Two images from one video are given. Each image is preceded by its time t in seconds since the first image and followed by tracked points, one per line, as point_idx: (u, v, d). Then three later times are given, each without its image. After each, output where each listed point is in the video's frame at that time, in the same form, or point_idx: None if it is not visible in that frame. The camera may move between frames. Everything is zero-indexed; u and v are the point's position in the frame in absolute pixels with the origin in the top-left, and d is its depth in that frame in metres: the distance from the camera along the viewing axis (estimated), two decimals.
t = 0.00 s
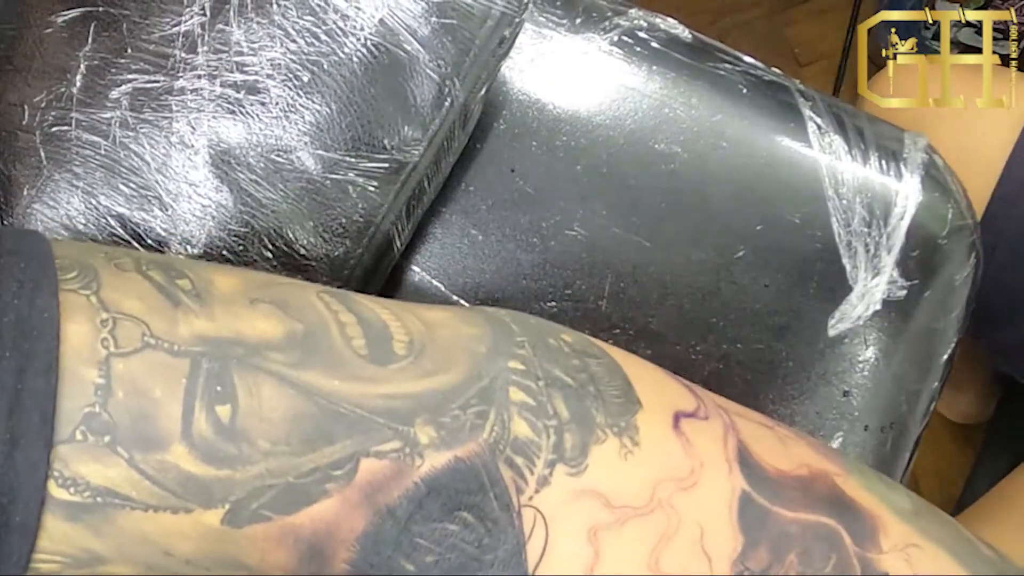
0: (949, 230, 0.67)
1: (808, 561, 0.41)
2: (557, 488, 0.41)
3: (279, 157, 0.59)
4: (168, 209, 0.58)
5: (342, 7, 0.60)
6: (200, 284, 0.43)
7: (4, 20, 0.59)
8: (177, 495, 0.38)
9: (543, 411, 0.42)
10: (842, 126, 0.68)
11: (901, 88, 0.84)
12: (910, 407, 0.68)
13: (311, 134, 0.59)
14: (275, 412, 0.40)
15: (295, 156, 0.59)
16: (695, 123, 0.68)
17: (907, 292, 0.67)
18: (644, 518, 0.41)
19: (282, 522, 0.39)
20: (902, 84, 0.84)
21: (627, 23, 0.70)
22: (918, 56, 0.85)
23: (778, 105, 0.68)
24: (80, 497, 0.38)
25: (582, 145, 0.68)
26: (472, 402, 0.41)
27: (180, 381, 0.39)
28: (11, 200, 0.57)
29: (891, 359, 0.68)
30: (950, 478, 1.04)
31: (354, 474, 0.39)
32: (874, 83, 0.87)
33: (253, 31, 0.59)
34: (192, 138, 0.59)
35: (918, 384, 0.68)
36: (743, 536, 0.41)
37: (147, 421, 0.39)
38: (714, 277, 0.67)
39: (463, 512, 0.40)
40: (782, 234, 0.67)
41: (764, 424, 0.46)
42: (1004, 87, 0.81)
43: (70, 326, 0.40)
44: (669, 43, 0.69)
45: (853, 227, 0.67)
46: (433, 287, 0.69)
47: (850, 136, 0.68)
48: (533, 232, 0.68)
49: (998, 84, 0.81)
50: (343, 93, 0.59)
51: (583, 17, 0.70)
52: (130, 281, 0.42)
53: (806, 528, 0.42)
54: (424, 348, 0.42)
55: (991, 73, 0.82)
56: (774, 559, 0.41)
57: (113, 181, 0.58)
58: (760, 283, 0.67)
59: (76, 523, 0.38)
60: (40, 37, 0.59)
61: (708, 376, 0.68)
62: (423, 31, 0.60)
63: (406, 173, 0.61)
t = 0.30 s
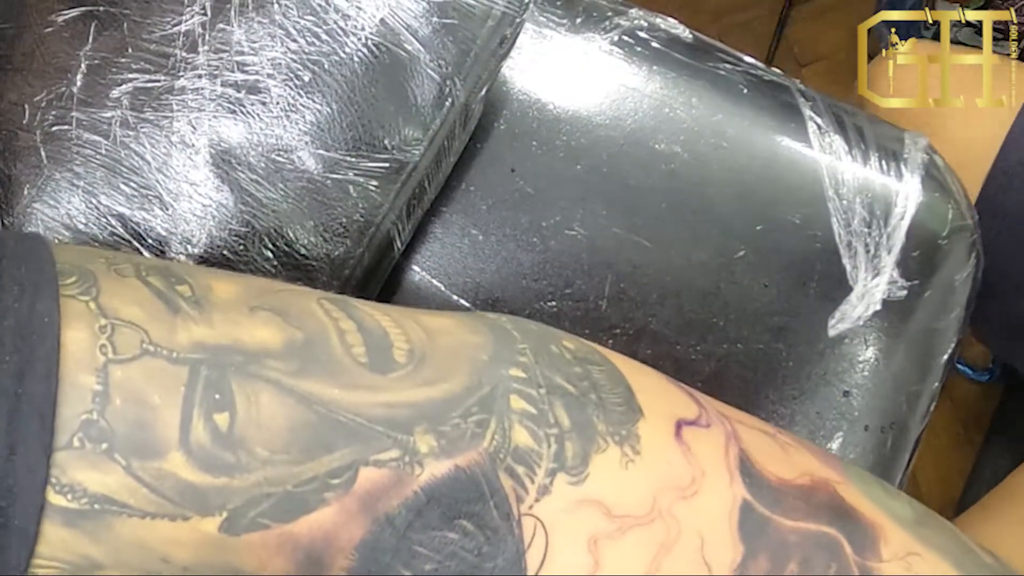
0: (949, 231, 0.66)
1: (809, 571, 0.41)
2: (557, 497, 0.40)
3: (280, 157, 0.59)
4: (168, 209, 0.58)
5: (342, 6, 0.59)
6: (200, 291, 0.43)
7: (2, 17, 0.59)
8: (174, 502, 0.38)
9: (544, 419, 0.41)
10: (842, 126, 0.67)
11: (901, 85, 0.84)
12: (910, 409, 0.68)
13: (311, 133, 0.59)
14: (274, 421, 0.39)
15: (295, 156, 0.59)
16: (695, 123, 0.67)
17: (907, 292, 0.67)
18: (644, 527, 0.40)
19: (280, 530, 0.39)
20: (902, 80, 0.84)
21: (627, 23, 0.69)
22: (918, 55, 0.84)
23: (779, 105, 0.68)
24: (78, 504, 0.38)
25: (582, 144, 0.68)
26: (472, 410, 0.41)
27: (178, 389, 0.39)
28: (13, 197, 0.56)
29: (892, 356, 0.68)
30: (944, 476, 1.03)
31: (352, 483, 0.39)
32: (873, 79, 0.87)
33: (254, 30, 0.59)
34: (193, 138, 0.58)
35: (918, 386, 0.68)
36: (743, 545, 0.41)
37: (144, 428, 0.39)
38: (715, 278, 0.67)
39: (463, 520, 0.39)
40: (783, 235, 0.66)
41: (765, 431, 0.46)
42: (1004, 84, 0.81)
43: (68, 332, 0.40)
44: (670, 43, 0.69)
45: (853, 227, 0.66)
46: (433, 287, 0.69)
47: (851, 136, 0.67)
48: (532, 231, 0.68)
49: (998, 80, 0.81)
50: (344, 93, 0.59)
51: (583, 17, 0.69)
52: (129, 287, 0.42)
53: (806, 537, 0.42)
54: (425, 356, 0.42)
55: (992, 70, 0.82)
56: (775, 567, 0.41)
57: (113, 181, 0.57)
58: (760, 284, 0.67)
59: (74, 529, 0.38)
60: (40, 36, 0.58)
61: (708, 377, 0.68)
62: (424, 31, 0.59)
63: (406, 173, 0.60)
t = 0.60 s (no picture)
0: (949, 229, 0.66)
1: (810, 562, 0.41)
2: (559, 489, 0.40)
3: (280, 155, 0.59)
4: (169, 207, 0.58)
5: (343, 4, 0.59)
6: (201, 286, 0.43)
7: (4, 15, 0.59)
8: (176, 496, 0.38)
9: (544, 411, 0.41)
10: (842, 122, 0.67)
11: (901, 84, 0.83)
12: (910, 406, 0.68)
13: (312, 131, 0.59)
14: (276, 414, 0.39)
15: (296, 154, 0.59)
16: (695, 120, 0.68)
17: (907, 289, 0.67)
18: (646, 518, 0.40)
19: (282, 523, 0.39)
20: (902, 79, 0.83)
21: (627, 21, 0.70)
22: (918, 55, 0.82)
23: (779, 102, 0.68)
24: (80, 498, 0.38)
25: (582, 142, 0.68)
26: (473, 403, 0.41)
27: (180, 382, 0.39)
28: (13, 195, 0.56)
29: (891, 355, 0.68)
30: (946, 476, 1.02)
31: (354, 476, 0.39)
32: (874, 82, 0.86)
33: (254, 28, 0.59)
34: (193, 136, 0.58)
35: (918, 382, 0.68)
36: (745, 536, 0.41)
37: (146, 422, 0.39)
38: (714, 274, 0.67)
39: (464, 513, 0.39)
40: (783, 231, 0.67)
41: (765, 423, 0.46)
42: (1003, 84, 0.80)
43: (70, 327, 0.40)
44: (669, 41, 0.69)
45: (853, 224, 0.66)
46: (433, 284, 0.69)
47: (850, 133, 0.67)
48: (532, 228, 0.68)
49: (999, 80, 0.80)
50: (344, 91, 0.59)
51: (584, 15, 0.70)
52: (131, 282, 0.42)
53: (807, 528, 0.42)
54: (426, 348, 0.42)
55: (992, 69, 0.80)
56: (777, 558, 0.41)
57: (114, 179, 0.57)
58: (760, 281, 0.67)
59: (75, 524, 0.38)
60: (41, 34, 0.58)
61: (708, 373, 0.68)
62: (425, 29, 0.59)
63: (407, 171, 0.60)
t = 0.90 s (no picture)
0: (949, 227, 0.66)
1: (811, 551, 0.41)
2: (560, 480, 0.40)
3: (280, 153, 0.59)
4: (169, 205, 0.57)
5: (342, 3, 0.59)
6: (201, 281, 0.43)
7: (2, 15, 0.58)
8: (178, 490, 0.38)
9: (545, 402, 0.41)
10: (841, 120, 0.67)
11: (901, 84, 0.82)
12: (910, 404, 0.69)
13: (311, 130, 0.59)
14: (277, 408, 0.39)
15: (296, 152, 0.59)
16: (695, 119, 0.67)
17: (906, 287, 0.67)
18: (647, 508, 0.40)
19: (283, 516, 0.39)
20: (903, 79, 0.82)
21: (627, 20, 0.69)
22: (917, 54, 0.81)
23: (776, 100, 0.67)
24: (81, 493, 0.38)
25: (582, 140, 0.67)
26: (473, 395, 0.41)
27: (181, 376, 0.39)
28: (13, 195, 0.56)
29: (892, 353, 0.68)
30: (945, 474, 1.02)
31: (355, 468, 0.39)
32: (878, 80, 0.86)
33: (254, 27, 0.59)
34: (193, 134, 0.58)
35: (918, 380, 0.68)
36: (747, 525, 0.41)
37: (147, 416, 0.38)
38: (714, 271, 0.67)
39: (466, 504, 0.39)
40: (783, 229, 0.66)
41: (765, 415, 0.46)
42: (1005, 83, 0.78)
43: (71, 323, 0.39)
44: (668, 40, 0.69)
45: (853, 222, 0.66)
46: (433, 283, 0.68)
47: (850, 131, 0.67)
48: (532, 227, 0.68)
49: (1000, 76, 0.78)
50: (344, 90, 0.59)
51: (583, 14, 0.69)
52: (131, 278, 0.42)
53: (808, 517, 0.42)
54: (425, 342, 0.42)
55: (994, 66, 0.79)
56: (778, 548, 0.41)
57: (114, 177, 0.57)
58: (760, 278, 0.67)
59: (77, 519, 0.38)
60: (39, 34, 0.58)
61: (709, 371, 0.68)
62: (424, 27, 0.59)
63: (406, 170, 0.60)
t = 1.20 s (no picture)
0: (948, 226, 0.64)
1: (812, 539, 0.41)
2: (562, 470, 0.40)
3: (280, 153, 0.54)
4: (168, 205, 0.53)
5: None
6: (202, 276, 0.42)
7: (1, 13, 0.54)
8: (180, 483, 0.38)
9: (546, 394, 0.41)
10: (840, 119, 0.64)
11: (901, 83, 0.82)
12: (911, 404, 0.66)
13: (310, 130, 0.54)
14: (279, 400, 0.39)
15: (295, 152, 0.54)
16: (695, 119, 0.64)
17: (907, 286, 0.65)
18: (649, 498, 0.40)
19: (285, 509, 0.39)
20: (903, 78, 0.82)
21: (626, 19, 0.66)
22: (917, 54, 0.81)
23: (777, 99, 0.64)
24: (84, 487, 0.38)
25: (582, 140, 0.64)
26: (475, 385, 0.41)
27: (182, 370, 0.39)
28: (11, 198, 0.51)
29: (891, 353, 0.66)
30: (946, 476, 1.02)
31: (357, 460, 0.39)
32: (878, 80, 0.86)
33: (253, 25, 0.54)
34: (191, 134, 0.53)
35: (918, 379, 0.66)
36: (748, 513, 0.41)
37: (149, 410, 0.38)
38: (714, 271, 0.64)
39: (468, 496, 0.39)
40: (783, 229, 0.63)
41: (764, 406, 0.46)
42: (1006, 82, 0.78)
43: (72, 317, 0.39)
44: (669, 40, 0.65)
45: (852, 222, 0.63)
46: (433, 283, 0.65)
47: (850, 131, 0.64)
48: (531, 226, 0.64)
49: (1000, 75, 0.78)
50: (343, 89, 0.54)
51: (583, 13, 0.66)
52: (132, 273, 0.42)
53: (809, 505, 0.42)
54: (426, 334, 0.42)
55: (994, 65, 0.78)
56: (780, 536, 0.41)
57: (112, 177, 0.53)
58: (760, 277, 0.64)
59: (80, 513, 0.38)
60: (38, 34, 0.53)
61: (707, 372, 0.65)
62: (424, 26, 0.55)
63: (406, 170, 0.56)
